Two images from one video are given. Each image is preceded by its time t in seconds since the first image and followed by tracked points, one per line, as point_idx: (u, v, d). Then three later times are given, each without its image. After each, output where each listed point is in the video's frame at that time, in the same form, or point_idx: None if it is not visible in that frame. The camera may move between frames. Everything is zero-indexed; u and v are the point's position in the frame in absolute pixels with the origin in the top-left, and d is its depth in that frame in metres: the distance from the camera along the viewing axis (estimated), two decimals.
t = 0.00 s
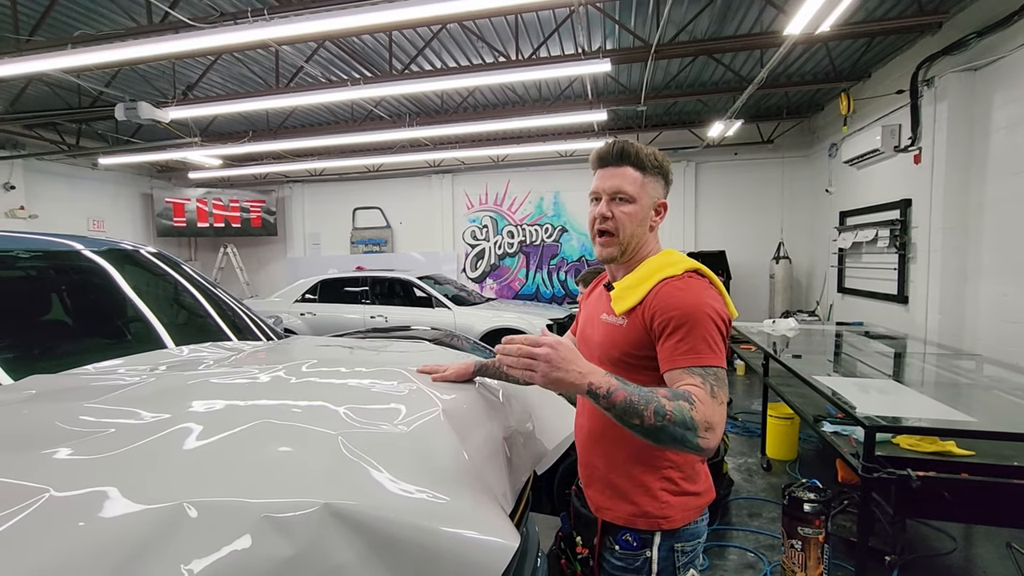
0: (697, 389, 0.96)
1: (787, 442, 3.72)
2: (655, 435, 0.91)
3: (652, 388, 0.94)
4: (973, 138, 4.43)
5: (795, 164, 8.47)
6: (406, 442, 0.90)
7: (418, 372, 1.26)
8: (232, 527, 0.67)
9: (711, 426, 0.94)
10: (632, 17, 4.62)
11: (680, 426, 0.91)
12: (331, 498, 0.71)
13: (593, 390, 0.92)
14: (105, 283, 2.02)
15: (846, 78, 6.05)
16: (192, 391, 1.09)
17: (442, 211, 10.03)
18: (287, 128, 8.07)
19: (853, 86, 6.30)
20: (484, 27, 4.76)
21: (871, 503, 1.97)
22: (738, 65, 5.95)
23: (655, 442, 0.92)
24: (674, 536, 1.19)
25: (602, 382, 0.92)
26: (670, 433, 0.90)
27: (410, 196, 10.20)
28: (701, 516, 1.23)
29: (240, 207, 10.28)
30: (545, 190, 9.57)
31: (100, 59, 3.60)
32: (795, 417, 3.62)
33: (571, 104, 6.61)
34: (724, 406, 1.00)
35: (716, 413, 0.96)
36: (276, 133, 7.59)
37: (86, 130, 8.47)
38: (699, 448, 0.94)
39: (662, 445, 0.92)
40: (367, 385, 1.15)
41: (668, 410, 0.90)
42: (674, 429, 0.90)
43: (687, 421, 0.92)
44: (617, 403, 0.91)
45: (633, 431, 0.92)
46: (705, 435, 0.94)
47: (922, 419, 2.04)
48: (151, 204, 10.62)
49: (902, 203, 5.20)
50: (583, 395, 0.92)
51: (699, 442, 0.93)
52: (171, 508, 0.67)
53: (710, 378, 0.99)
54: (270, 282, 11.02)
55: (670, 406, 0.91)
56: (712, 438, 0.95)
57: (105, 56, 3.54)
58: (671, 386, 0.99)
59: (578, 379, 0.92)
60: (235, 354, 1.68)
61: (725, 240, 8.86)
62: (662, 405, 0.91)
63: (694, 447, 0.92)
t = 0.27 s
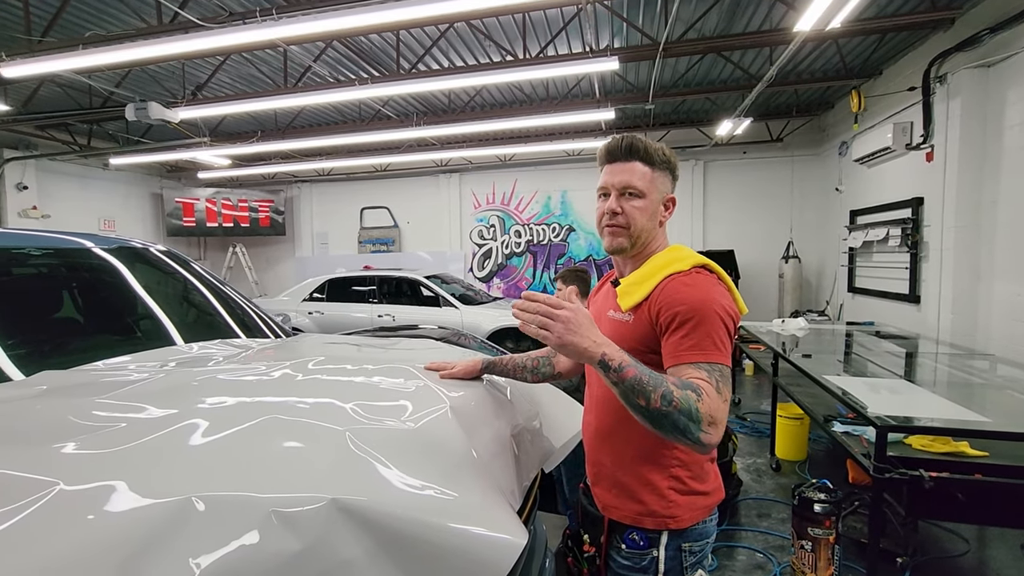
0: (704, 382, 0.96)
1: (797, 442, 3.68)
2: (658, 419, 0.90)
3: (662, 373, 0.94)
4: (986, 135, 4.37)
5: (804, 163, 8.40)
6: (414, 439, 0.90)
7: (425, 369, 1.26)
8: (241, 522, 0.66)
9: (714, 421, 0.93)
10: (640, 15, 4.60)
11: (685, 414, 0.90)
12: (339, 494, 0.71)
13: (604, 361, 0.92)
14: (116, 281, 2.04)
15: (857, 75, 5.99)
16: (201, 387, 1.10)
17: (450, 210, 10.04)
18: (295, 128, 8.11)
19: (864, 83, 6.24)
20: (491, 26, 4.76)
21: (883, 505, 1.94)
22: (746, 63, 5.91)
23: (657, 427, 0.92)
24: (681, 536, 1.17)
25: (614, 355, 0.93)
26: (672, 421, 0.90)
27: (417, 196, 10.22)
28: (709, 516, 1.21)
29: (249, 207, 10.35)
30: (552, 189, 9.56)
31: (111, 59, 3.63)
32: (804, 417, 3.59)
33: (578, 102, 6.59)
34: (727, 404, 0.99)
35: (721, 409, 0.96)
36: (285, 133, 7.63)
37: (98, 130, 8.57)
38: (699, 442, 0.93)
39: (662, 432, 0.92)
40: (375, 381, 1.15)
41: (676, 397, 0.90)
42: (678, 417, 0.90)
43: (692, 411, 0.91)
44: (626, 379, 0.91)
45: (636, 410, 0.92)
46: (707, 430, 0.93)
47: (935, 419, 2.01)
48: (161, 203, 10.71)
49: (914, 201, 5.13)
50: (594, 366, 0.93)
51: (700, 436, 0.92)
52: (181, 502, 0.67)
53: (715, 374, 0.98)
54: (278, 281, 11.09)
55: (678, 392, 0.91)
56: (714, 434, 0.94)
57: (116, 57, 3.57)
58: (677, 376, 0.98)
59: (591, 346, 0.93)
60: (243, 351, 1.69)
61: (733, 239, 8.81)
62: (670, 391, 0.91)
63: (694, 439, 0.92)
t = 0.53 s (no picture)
0: (708, 356, 0.96)
1: (805, 442, 3.66)
2: (656, 377, 0.91)
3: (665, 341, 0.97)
4: (998, 133, 4.32)
5: (813, 162, 8.34)
6: (421, 436, 0.91)
7: (431, 368, 1.27)
8: (249, 518, 0.67)
9: (715, 395, 0.93)
10: (647, 14, 4.58)
11: (685, 376, 0.91)
12: (346, 491, 0.72)
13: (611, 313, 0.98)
14: (126, 279, 2.05)
15: (866, 73, 5.94)
16: (209, 384, 1.11)
17: (456, 210, 10.06)
18: (303, 128, 8.15)
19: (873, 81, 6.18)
20: (498, 25, 4.76)
21: (892, 505, 1.92)
22: (754, 62, 5.87)
23: (654, 390, 0.93)
24: (687, 535, 1.17)
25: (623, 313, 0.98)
26: (670, 382, 0.91)
27: (423, 196, 10.26)
28: (716, 516, 1.21)
29: (257, 207, 10.42)
30: (559, 189, 9.55)
31: (122, 60, 3.67)
32: (811, 417, 3.57)
33: (585, 102, 6.58)
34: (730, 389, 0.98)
35: (725, 387, 0.95)
36: (292, 133, 7.68)
37: (108, 131, 8.66)
38: (695, 413, 0.92)
39: (659, 395, 0.92)
40: (382, 379, 1.16)
41: (677, 359, 0.92)
42: (677, 379, 0.91)
43: (693, 378, 0.91)
44: (631, 334, 0.95)
45: (635, 367, 0.94)
46: (706, 402, 0.92)
47: (945, 420, 1.99)
48: (170, 203, 10.80)
49: (925, 200, 5.07)
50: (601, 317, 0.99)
51: (698, 405, 0.92)
52: (190, 497, 0.68)
53: (717, 355, 0.97)
54: (285, 280, 11.15)
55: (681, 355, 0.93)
56: (713, 410, 0.93)
57: (125, 58, 3.61)
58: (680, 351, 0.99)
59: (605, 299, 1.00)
60: (251, 349, 1.70)
61: (741, 239, 8.75)
62: (671, 354, 0.93)
63: (692, 407, 0.91)
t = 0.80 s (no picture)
0: (675, 343, 0.96)
1: (811, 442, 3.64)
2: (614, 374, 0.90)
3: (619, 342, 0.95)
4: (1008, 131, 4.28)
5: (819, 161, 8.29)
6: (427, 434, 0.91)
7: (437, 367, 1.27)
8: (257, 514, 0.68)
9: (681, 378, 0.92)
10: (653, 13, 4.57)
11: (644, 366, 0.90)
12: (352, 488, 0.72)
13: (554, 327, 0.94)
14: (134, 279, 2.07)
15: (874, 72, 5.90)
16: (215, 382, 1.12)
17: (461, 210, 10.07)
18: (309, 128, 8.19)
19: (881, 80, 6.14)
20: (503, 25, 4.77)
21: (900, 506, 1.91)
22: (761, 61, 5.84)
23: (618, 387, 0.91)
24: (694, 534, 1.17)
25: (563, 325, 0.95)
26: (632, 377, 0.89)
27: (429, 196, 10.28)
28: (723, 514, 1.21)
29: (263, 207, 10.48)
30: (564, 188, 9.54)
31: (131, 62, 3.70)
32: (818, 417, 3.55)
33: (590, 101, 6.57)
34: (710, 373, 0.97)
35: (692, 371, 0.93)
36: (298, 133, 7.71)
37: (116, 131, 8.73)
38: (665, 400, 0.90)
39: (625, 393, 0.90)
40: (387, 378, 1.17)
41: (633, 354, 0.90)
42: (636, 372, 0.89)
43: (653, 367, 0.91)
44: (580, 342, 0.92)
45: (592, 370, 0.92)
46: (674, 387, 0.91)
47: (953, 420, 1.98)
48: (177, 203, 10.87)
49: (933, 200, 5.03)
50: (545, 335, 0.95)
51: (666, 393, 0.90)
52: (198, 492, 0.69)
53: (703, 342, 0.97)
54: (291, 280, 11.21)
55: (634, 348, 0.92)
56: (682, 392, 0.91)
57: (134, 59, 3.64)
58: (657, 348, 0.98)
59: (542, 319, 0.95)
60: (257, 347, 1.71)
61: (747, 238, 8.72)
62: (624, 349, 0.91)
63: (659, 396, 0.89)
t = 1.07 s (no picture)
0: (670, 350, 0.95)
1: (814, 443, 3.63)
2: (605, 386, 0.90)
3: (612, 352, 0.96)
4: (1014, 130, 4.25)
5: (824, 160, 8.25)
6: (427, 432, 0.91)
7: (438, 365, 1.27)
8: (259, 510, 0.68)
9: (674, 387, 0.91)
10: (657, 12, 4.56)
11: (634, 377, 0.90)
12: (352, 484, 0.73)
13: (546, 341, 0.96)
14: (139, 279, 2.08)
15: (879, 70, 5.86)
16: (219, 380, 1.13)
17: (464, 210, 10.08)
18: (313, 128, 8.21)
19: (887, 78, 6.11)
20: (507, 25, 4.77)
21: (902, 506, 1.91)
22: (765, 60, 5.82)
23: (611, 398, 0.91)
24: (692, 534, 1.17)
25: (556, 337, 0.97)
26: (623, 387, 0.89)
27: (432, 195, 10.30)
28: (721, 515, 1.21)
29: (267, 206, 10.52)
30: (567, 188, 9.54)
31: (136, 62, 3.72)
32: (821, 417, 3.54)
33: (594, 100, 6.55)
34: (704, 380, 0.96)
35: (687, 379, 0.93)
36: (302, 133, 7.73)
37: (121, 132, 8.78)
38: (658, 409, 0.90)
39: (618, 403, 0.91)
40: (389, 376, 1.17)
41: (624, 364, 0.91)
42: (627, 382, 0.89)
43: (645, 376, 0.91)
44: (571, 354, 0.94)
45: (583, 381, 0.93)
46: (667, 395, 0.91)
47: (957, 420, 1.97)
48: (182, 203, 10.92)
49: (938, 199, 5.00)
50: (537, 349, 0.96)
51: (659, 401, 0.90)
52: (200, 489, 0.70)
53: (695, 348, 0.97)
54: (295, 280, 11.24)
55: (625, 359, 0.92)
56: (675, 400, 0.91)
57: (139, 60, 3.66)
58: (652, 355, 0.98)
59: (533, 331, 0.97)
60: (260, 346, 1.72)
61: (751, 238, 8.68)
62: (616, 359, 0.92)
63: (651, 406, 0.90)
